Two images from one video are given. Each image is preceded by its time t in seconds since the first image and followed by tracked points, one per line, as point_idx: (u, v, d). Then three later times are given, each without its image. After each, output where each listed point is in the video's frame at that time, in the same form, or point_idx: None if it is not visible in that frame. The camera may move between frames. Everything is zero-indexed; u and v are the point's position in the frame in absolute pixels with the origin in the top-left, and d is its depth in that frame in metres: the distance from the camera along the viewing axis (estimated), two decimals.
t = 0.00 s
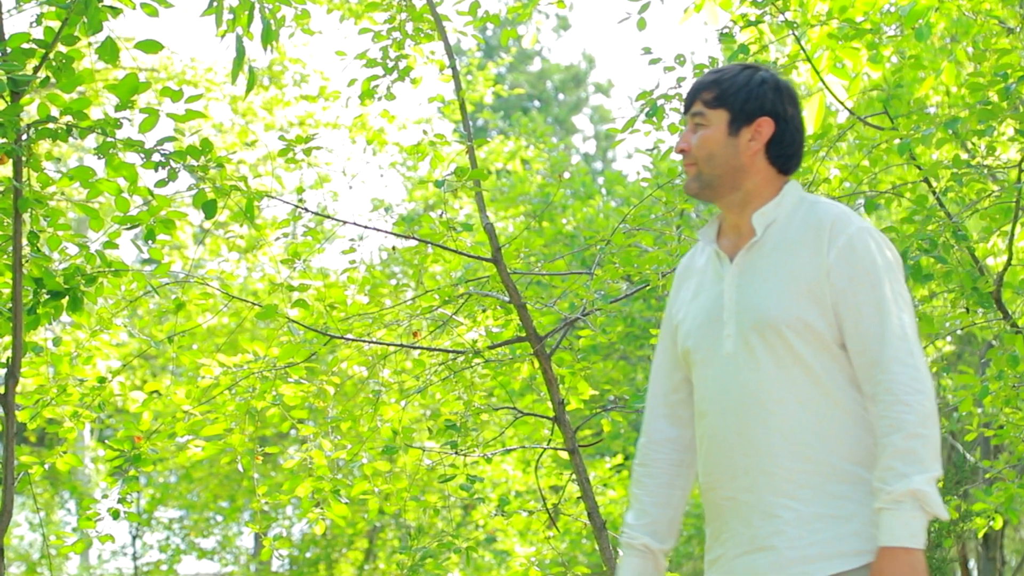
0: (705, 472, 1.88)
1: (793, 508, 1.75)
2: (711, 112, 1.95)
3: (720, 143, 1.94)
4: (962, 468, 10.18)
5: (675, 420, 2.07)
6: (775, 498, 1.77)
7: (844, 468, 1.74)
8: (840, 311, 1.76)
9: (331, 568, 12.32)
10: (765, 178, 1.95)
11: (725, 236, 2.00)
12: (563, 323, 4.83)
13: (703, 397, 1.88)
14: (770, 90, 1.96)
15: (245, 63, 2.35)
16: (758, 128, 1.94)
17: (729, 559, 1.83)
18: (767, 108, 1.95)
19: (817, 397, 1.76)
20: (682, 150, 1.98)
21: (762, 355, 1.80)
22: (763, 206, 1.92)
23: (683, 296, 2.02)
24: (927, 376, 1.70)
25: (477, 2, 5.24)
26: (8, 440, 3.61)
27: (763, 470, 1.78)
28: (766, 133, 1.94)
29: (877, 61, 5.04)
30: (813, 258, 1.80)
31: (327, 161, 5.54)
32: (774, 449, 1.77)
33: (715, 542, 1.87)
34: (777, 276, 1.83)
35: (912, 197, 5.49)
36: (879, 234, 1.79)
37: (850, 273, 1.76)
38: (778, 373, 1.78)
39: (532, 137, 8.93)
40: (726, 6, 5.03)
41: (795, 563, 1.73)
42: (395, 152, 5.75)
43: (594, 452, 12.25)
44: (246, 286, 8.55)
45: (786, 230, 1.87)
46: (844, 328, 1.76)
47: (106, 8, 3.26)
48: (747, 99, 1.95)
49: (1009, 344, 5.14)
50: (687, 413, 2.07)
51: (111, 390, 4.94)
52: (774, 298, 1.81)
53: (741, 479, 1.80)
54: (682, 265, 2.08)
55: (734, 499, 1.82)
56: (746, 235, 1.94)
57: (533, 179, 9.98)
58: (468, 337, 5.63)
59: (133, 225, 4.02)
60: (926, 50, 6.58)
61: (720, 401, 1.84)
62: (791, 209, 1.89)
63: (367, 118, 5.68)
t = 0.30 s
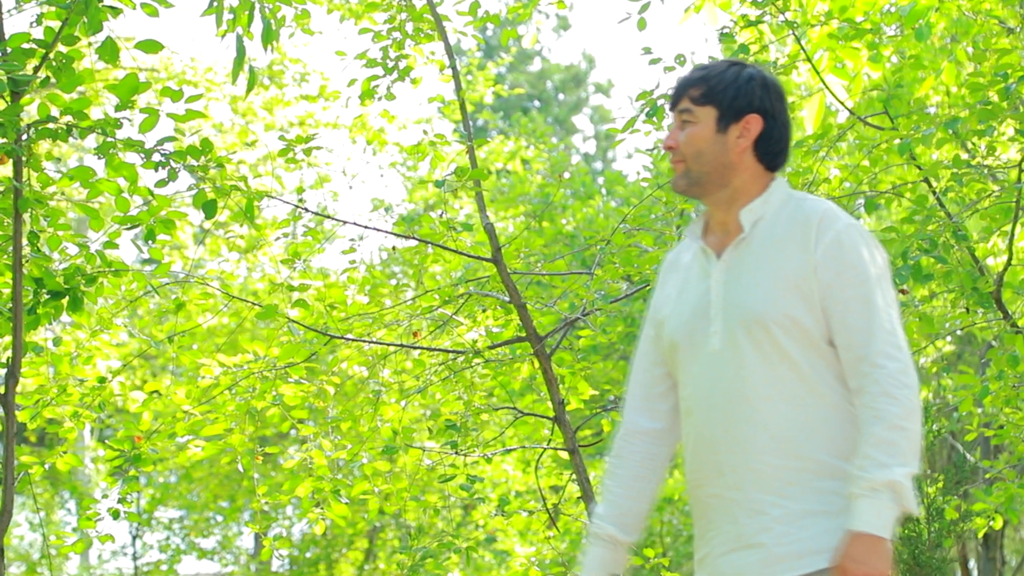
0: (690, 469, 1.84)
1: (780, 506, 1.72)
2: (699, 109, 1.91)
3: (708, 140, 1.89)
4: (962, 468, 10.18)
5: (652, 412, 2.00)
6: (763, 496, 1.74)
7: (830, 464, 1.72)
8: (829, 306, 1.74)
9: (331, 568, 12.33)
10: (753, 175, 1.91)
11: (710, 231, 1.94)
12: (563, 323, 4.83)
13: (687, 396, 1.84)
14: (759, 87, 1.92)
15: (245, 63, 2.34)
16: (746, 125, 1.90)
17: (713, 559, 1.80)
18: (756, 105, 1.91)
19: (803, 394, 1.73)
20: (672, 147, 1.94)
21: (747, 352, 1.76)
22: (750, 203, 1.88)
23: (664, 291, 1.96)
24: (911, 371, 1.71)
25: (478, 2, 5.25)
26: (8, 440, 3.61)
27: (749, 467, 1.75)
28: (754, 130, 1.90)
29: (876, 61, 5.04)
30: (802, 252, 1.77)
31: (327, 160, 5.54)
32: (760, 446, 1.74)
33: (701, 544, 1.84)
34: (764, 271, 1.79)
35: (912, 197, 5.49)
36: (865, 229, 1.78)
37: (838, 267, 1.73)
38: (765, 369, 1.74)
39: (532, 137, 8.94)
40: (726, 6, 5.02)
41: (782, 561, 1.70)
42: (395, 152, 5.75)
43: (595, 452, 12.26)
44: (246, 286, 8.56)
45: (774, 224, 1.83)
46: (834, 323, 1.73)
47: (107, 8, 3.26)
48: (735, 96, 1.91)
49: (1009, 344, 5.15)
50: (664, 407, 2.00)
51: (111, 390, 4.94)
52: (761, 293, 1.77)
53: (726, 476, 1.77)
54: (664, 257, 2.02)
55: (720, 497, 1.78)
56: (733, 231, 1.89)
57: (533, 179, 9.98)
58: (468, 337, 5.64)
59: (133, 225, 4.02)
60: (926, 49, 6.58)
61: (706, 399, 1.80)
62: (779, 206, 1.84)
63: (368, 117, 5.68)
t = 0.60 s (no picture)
0: (683, 469, 1.92)
1: (771, 506, 1.80)
2: (690, 106, 2.00)
3: (699, 138, 1.98)
4: (962, 469, 10.16)
5: (631, 407, 2.10)
6: (754, 495, 1.81)
7: (818, 461, 1.80)
8: (817, 306, 1.82)
9: (331, 568, 12.33)
10: (742, 174, 2.00)
11: (700, 230, 2.04)
12: (563, 323, 4.82)
13: (680, 394, 1.93)
14: (749, 85, 2.01)
15: (246, 64, 2.34)
16: (737, 123, 1.99)
17: (705, 558, 1.87)
18: (746, 103, 1.99)
19: (791, 391, 1.81)
20: (661, 145, 2.02)
21: (738, 352, 1.84)
22: (739, 202, 1.97)
23: (654, 290, 2.05)
24: (901, 368, 1.76)
25: (478, 2, 5.24)
26: (8, 441, 3.60)
27: (739, 466, 1.83)
28: (744, 128, 1.99)
29: (876, 61, 5.03)
30: (789, 254, 1.86)
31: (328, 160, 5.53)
32: (750, 445, 1.82)
33: (692, 543, 1.92)
34: (753, 273, 1.88)
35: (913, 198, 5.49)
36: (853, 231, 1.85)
37: (826, 267, 1.81)
38: (755, 368, 1.83)
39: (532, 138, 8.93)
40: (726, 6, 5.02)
41: (775, 561, 1.77)
42: (395, 153, 5.75)
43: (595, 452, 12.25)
44: (246, 286, 8.55)
45: (763, 225, 1.92)
46: (822, 323, 1.81)
47: (107, 8, 3.26)
48: (727, 93, 1.99)
49: (1009, 344, 5.15)
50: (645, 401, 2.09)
51: (111, 390, 4.93)
52: (751, 294, 1.86)
53: (719, 476, 1.85)
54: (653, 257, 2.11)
55: (712, 496, 1.86)
56: (723, 230, 1.99)
57: (533, 179, 9.98)
58: (468, 337, 5.63)
59: (133, 226, 4.02)
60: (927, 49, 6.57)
61: (698, 398, 1.88)
62: (768, 205, 1.94)
63: (368, 118, 5.68)
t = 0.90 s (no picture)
0: (672, 471, 1.89)
1: (764, 508, 1.77)
2: (682, 104, 1.96)
3: (691, 136, 1.94)
4: (962, 469, 10.16)
5: (614, 404, 2.05)
6: (747, 498, 1.78)
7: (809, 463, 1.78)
8: (810, 306, 1.79)
9: (331, 568, 12.33)
10: (732, 172, 1.96)
11: (687, 227, 2.00)
12: (563, 323, 4.83)
13: (669, 395, 1.88)
14: (742, 84, 1.98)
15: (246, 63, 2.34)
16: (729, 122, 1.96)
17: (695, 560, 1.84)
18: (738, 102, 1.97)
19: (782, 392, 1.78)
20: (652, 142, 1.98)
21: (730, 353, 1.81)
22: (729, 200, 1.93)
23: (638, 287, 2.01)
24: (891, 369, 1.74)
25: (478, 2, 5.24)
26: (8, 441, 3.60)
27: (732, 469, 1.79)
28: (736, 127, 1.96)
29: (876, 61, 5.03)
30: (781, 252, 1.82)
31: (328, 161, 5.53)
32: (742, 447, 1.79)
33: (681, 545, 1.89)
34: (744, 272, 1.84)
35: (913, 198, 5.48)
36: (844, 230, 1.82)
37: (818, 266, 1.78)
38: (747, 369, 1.79)
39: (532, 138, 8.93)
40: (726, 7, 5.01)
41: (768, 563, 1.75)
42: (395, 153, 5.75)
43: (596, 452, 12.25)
44: (246, 286, 8.55)
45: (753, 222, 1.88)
46: (814, 324, 1.78)
47: (108, 9, 3.26)
48: (720, 92, 1.97)
49: (1010, 344, 5.14)
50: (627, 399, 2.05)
51: (111, 390, 4.93)
52: (742, 294, 1.82)
53: (710, 479, 1.81)
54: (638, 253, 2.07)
55: (703, 499, 1.83)
56: (712, 228, 1.95)
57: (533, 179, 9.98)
58: (468, 338, 5.63)
59: (133, 226, 4.02)
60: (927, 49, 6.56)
61: (688, 400, 1.84)
62: (758, 202, 1.90)
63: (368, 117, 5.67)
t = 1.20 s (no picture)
0: (663, 470, 1.93)
1: (754, 507, 1.81)
2: (676, 102, 2.00)
3: (685, 135, 1.98)
4: (962, 469, 10.15)
5: (602, 402, 2.10)
6: (737, 497, 1.82)
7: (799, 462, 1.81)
8: (800, 308, 1.83)
9: (331, 568, 12.32)
10: (724, 172, 2.01)
11: (677, 228, 2.04)
12: (563, 323, 4.82)
13: (660, 393, 1.92)
14: (736, 83, 2.03)
15: (246, 63, 2.34)
16: (722, 121, 2.00)
17: (686, 559, 1.87)
18: (732, 101, 2.01)
19: (772, 391, 1.82)
20: (644, 139, 2.01)
21: (720, 352, 1.85)
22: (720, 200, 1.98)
23: (629, 287, 2.05)
24: (882, 372, 1.76)
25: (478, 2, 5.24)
26: (8, 441, 3.60)
27: (722, 468, 1.83)
28: (729, 127, 2.00)
29: (876, 61, 5.03)
30: (771, 255, 1.86)
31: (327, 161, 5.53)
32: (732, 446, 1.83)
33: (672, 543, 1.92)
34: (734, 273, 1.88)
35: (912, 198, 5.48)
36: (834, 233, 1.86)
37: (808, 268, 1.82)
38: (738, 368, 1.83)
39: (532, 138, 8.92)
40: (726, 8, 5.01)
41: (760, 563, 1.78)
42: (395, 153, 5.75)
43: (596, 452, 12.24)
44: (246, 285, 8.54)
45: (744, 224, 1.93)
46: (804, 325, 1.82)
47: (108, 9, 3.26)
48: (714, 92, 2.01)
49: (1010, 344, 5.14)
50: (616, 397, 2.09)
51: (111, 390, 4.93)
52: (732, 294, 1.86)
53: (701, 477, 1.85)
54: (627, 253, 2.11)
55: (693, 498, 1.87)
56: (703, 229, 1.99)
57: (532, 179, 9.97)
58: (467, 338, 5.63)
59: (133, 225, 4.02)
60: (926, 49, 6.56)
61: (679, 399, 1.88)
62: (749, 204, 1.95)
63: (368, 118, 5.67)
